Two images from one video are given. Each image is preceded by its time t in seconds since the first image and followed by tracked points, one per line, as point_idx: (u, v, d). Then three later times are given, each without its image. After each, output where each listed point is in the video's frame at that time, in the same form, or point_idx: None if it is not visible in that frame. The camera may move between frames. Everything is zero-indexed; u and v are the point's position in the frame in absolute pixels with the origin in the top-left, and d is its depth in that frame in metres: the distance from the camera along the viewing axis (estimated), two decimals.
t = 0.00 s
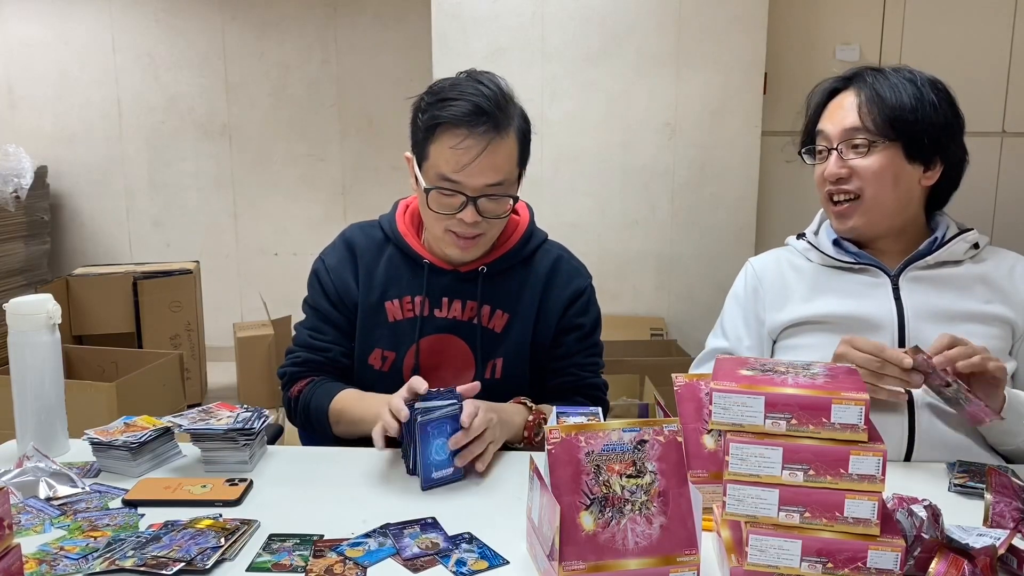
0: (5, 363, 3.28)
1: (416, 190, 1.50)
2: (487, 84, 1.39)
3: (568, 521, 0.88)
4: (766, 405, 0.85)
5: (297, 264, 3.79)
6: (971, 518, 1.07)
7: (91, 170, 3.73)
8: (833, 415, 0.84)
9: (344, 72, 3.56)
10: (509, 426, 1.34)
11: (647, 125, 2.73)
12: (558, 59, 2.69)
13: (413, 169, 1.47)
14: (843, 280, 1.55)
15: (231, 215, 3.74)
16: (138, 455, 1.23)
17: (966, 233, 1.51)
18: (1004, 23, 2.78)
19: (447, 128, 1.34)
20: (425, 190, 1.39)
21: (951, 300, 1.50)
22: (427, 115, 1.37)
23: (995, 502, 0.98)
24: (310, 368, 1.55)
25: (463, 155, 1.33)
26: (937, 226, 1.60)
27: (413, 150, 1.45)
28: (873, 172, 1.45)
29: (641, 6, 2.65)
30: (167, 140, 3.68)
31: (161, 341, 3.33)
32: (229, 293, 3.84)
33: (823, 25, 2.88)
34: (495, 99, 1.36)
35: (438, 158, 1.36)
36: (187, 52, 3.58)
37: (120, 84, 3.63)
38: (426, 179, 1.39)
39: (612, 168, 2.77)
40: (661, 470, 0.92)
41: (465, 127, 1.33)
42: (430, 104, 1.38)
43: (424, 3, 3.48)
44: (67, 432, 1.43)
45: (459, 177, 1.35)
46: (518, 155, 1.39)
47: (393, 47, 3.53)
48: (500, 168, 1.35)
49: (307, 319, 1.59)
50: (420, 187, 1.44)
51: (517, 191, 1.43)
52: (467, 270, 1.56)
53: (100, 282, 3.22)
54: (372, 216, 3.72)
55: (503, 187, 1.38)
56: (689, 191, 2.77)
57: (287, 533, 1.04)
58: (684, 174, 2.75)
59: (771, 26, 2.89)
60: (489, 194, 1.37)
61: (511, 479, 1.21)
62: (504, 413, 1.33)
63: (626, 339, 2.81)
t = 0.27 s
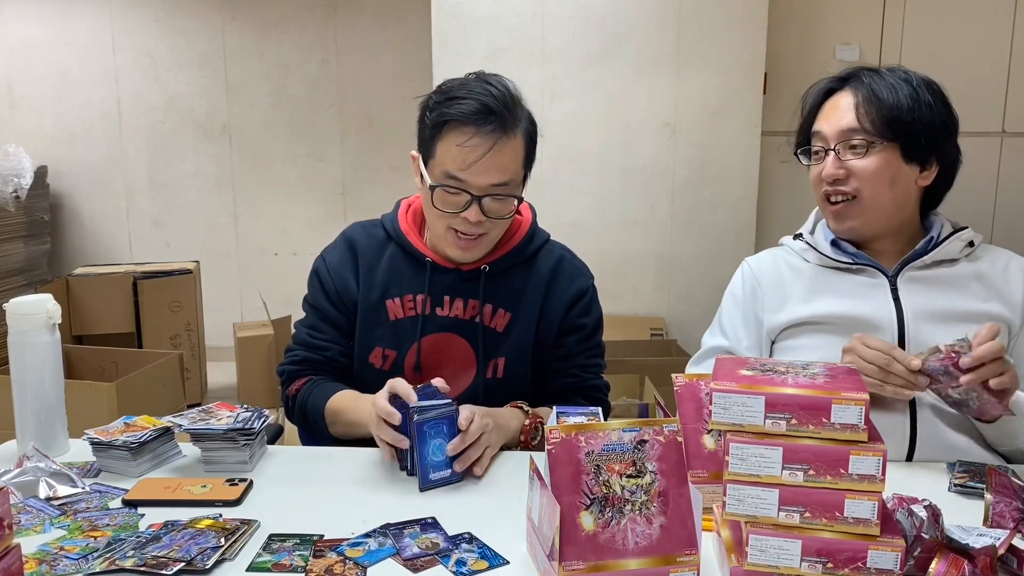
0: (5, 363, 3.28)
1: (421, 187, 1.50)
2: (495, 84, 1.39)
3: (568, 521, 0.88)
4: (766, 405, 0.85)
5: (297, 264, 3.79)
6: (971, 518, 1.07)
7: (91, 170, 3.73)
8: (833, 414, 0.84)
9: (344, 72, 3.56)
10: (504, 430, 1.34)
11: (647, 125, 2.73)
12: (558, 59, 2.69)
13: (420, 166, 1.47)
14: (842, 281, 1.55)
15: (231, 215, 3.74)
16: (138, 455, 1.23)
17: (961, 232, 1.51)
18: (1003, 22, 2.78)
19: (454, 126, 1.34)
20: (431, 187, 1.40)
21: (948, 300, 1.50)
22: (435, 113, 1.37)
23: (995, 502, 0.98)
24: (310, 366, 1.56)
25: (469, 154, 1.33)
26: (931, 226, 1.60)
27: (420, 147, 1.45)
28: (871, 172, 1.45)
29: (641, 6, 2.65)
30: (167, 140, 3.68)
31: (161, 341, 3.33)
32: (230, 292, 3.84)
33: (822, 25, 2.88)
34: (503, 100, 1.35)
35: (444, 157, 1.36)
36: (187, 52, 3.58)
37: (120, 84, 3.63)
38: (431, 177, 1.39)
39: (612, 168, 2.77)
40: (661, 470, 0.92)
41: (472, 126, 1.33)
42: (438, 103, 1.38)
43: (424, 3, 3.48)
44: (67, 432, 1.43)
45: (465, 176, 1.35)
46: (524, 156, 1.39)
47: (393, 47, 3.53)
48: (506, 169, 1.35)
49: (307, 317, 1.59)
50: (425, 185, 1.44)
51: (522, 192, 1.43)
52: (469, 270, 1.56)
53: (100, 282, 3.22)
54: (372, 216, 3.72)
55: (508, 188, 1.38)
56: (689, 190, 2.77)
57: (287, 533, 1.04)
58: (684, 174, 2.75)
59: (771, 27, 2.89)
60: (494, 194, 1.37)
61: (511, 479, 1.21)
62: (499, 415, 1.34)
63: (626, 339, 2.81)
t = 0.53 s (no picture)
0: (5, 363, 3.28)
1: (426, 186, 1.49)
2: (503, 86, 1.39)
3: (567, 521, 0.88)
4: (766, 405, 0.85)
5: (296, 263, 3.79)
6: (971, 518, 1.07)
7: (91, 170, 3.73)
8: (833, 414, 0.84)
9: (344, 72, 3.56)
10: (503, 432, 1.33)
11: (647, 125, 2.73)
12: (558, 59, 2.69)
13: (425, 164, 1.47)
14: (839, 282, 1.55)
15: (231, 215, 3.74)
16: (138, 455, 1.23)
17: (958, 232, 1.51)
18: (1003, 22, 2.78)
19: (461, 127, 1.33)
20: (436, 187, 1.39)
21: (946, 300, 1.50)
22: (443, 113, 1.37)
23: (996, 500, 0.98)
24: (308, 363, 1.56)
25: (476, 155, 1.33)
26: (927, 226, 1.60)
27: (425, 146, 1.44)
28: (870, 175, 1.45)
29: (641, 5, 2.65)
30: (167, 140, 3.68)
31: (161, 341, 3.33)
32: (230, 292, 3.84)
33: (822, 25, 2.88)
34: (511, 103, 1.35)
35: (450, 157, 1.36)
36: (187, 52, 3.58)
37: (120, 84, 3.63)
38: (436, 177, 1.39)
39: (612, 168, 2.77)
40: (661, 470, 0.92)
41: (479, 127, 1.32)
42: (445, 103, 1.38)
43: (424, 3, 3.48)
44: (67, 432, 1.43)
45: (470, 177, 1.35)
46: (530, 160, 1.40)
47: (393, 47, 3.53)
48: (511, 172, 1.35)
49: (306, 314, 1.59)
50: (430, 184, 1.44)
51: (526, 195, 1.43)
52: (470, 268, 1.56)
53: (100, 282, 3.22)
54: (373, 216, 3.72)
55: (513, 191, 1.39)
56: (689, 190, 2.77)
57: (287, 533, 1.04)
58: (684, 174, 2.75)
59: (771, 27, 2.90)
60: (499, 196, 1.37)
61: (511, 479, 1.21)
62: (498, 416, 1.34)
63: (626, 338, 2.81)
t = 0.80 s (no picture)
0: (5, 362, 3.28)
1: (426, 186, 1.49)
2: (505, 87, 1.38)
3: (568, 521, 0.88)
4: (766, 405, 0.85)
5: (297, 263, 3.79)
6: (971, 518, 1.07)
7: (91, 170, 3.73)
8: (833, 415, 0.84)
9: (344, 72, 3.56)
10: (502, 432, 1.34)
11: (646, 126, 2.73)
12: (558, 59, 2.69)
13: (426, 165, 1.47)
14: (840, 283, 1.55)
15: (231, 215, 3.74)
16: (138, 455, 1.23)
17: (958, 233, 1.51)
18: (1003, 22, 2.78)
19: (462, 128, 1.33)
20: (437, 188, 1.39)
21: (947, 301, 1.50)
22: (444, 114, 1.37)
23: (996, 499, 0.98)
24: (308, 364, 1.56)
25: (477, 156, 1.33)
26: (927, 226, 1.60)
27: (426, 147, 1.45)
28: (880, 177, 1.45)
29: (641, 5, 2.65)
30: (167, 140, 3.68)
31: (161, 341, 3.33)
32: (230, 292, 3.84)
33: (822, 25, 2.88)
34: (512, 104, 1.35)
35: (450, 159, 1.35)
36: (186, 52, 3.58)
37: (120, 84, 3.63)
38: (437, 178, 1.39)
39: (612, 168, 2.77)
40: (661, 470, 0.92)
41: (480, 129, 1.32)
42: (446, 104, 1.38)
43: (424, 3, 3.48)
44: (67, 432, 1.43)
45: (470, 178, 1.35)
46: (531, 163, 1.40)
47: (393, 47, 3.53)
48: (512, 173, 1.35)
49: (306, 316, 1.59)
50: (430, 184, 1.44)
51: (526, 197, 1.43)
52: (470, 269, 1.56)
53: (100, 283, 3.22)
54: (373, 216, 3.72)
55: (513, 193, 1.38)
56: (689, 190, 2.76)
57: (287, 533, 1.04)
58: (684, 174, 2.75)
59: (771, 27, 2.90)
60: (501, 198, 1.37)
61: (511, 479, 1.21)
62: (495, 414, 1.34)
63: (626, 339, 2.81)
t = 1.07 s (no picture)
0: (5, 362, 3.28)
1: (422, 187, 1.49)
2: (495, 84, 1.39)
3: (567, 521, 0.88)
4: (766, 405, 0.85)
5: (297, 264, 3.79)
6: (971, 518, 1.07)
7: (91, 170, 3.73)
8: (833, 415, 0.84)
9: (344, 72, 3.56)
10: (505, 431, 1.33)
11: (646, 125, 2.73)
12: (557, 59, 2.69)
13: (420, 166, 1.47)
14: (840, 284, 1.55)
15: (231, 215, 3.74)
16: (138, 455, 1.23)
17: (960, 233, 1.51)
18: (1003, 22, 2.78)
19: (453, 125, 1.34)
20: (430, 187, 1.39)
21: (947, 301, 1.50)
22: (434, 112, 1.37)
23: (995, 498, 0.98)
24: (307, 365, 1.56)
25: (467, 151, 1.33)
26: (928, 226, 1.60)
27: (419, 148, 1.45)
28: (913, 186, 1.42)
29: (641, 5, 2.65)
30: (167, 140, 3.68)
31: (161, 341, 3.33)
32: (230, 292, 3.84)
33: (822, 25, 2.88)
34: (501, 99, 1.35)
35: (443, 156, 1.36)
36: (186, 52, 3.58)
37: (120, 84, 3.63)
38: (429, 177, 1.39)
39: (612, 168, 2.77)
40: (661, 470, 0.92)
41: (470, 124, 1.33)
42: (437, 103, 1.38)
43: (424, 3, 3.48)
44: (67, 432, 1.43)
45: (462, 174, 1.35)
46: (523, 157, 1.39)
47: (393, 47, 3.53)
48: (503, 168, 1.35)
49: (306, 317, 1.59)
50: (424, 185, 1.44)
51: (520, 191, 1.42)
52: (469, 269, 1.56)
53: (100, 283, 3.22)
54: (373, 216, 3.72)
55: (506, 187, 1.38)
56: (689, 191, 2.77)
57: (287, 533, 1.04)
58: (684, 174, 2.75)
59: (771, 27, 2.89)
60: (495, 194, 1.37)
61: (511, 479, 1.21)
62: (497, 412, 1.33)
63: (626, 339, 2.81)
